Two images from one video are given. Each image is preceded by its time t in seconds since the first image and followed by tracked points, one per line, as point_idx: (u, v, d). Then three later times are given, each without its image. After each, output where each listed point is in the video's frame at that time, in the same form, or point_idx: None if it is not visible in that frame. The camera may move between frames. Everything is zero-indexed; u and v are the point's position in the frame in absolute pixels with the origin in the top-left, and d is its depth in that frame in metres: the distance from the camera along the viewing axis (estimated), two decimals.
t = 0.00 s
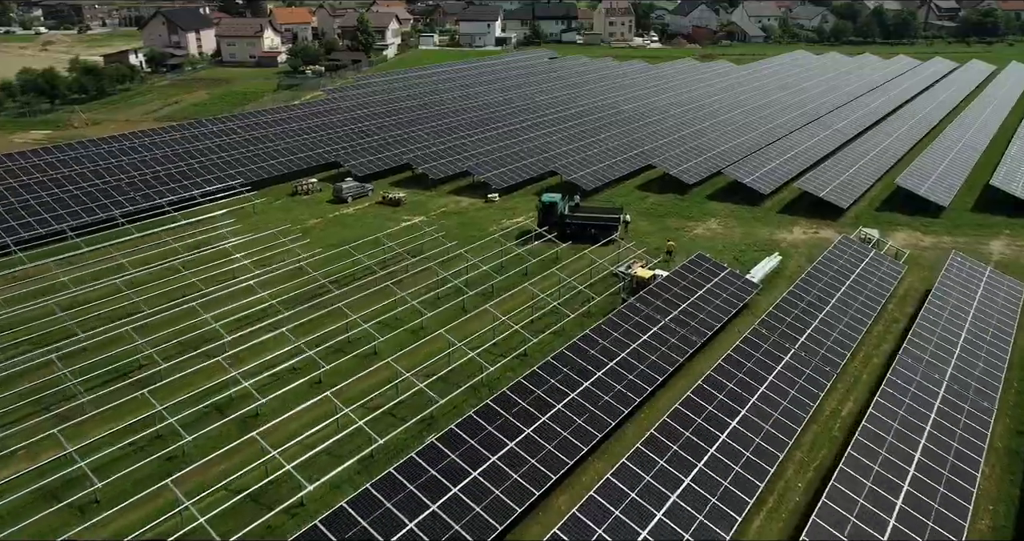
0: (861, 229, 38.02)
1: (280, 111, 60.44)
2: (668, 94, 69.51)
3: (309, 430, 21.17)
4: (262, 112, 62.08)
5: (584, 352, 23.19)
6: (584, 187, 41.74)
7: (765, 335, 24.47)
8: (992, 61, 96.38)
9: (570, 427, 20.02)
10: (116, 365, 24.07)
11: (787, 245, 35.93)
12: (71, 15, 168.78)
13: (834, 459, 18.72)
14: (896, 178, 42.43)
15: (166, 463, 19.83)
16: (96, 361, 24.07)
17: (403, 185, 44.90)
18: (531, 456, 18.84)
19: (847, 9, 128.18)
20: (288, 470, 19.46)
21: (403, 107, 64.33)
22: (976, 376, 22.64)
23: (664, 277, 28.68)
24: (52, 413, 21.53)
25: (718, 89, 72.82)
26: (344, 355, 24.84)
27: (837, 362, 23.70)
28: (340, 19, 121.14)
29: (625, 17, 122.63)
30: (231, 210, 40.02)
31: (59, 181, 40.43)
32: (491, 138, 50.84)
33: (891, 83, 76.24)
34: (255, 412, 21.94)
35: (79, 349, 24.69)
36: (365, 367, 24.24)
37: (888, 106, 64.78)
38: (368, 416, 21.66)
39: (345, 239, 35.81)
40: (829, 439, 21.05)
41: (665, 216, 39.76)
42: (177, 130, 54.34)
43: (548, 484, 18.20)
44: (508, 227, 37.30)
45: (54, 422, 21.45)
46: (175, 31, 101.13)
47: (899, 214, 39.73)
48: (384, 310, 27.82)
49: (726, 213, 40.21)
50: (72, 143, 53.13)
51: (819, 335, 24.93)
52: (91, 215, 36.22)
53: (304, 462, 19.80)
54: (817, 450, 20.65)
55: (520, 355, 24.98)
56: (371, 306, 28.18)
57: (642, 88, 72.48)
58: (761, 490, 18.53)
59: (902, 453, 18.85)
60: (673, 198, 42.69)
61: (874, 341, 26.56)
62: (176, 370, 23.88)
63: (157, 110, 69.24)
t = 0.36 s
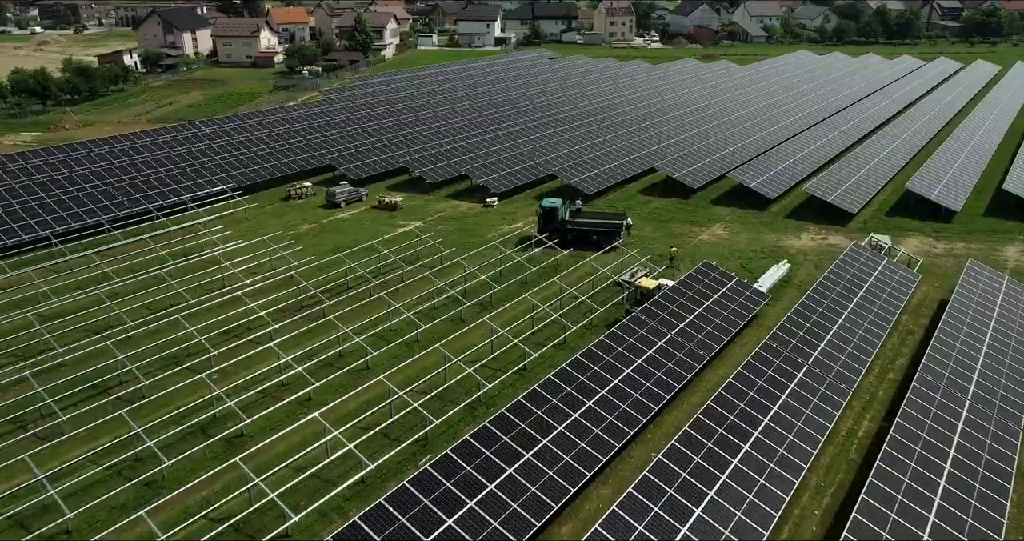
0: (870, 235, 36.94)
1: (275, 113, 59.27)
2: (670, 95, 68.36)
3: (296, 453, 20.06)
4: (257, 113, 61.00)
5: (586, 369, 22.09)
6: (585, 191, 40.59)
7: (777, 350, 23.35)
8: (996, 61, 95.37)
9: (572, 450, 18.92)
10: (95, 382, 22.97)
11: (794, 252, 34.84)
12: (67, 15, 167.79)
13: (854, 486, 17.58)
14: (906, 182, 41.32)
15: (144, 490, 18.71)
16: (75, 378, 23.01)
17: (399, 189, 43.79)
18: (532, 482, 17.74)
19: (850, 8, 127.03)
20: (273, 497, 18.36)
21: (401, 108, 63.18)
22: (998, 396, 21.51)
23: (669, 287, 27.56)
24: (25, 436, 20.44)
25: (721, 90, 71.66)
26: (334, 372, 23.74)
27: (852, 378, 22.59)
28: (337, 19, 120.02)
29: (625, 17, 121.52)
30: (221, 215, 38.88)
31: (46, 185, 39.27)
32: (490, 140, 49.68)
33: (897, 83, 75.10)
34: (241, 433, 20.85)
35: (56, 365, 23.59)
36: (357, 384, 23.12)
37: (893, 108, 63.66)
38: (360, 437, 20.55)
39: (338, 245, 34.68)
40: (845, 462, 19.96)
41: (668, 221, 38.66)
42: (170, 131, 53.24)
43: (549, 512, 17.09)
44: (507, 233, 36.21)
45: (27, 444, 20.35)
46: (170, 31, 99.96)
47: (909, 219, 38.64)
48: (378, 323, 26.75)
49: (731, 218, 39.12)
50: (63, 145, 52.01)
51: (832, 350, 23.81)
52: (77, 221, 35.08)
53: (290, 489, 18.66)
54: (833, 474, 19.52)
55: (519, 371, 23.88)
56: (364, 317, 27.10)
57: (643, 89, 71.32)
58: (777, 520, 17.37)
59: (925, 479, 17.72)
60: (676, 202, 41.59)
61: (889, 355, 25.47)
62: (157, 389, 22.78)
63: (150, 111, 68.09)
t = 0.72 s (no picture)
0: (881, 241, 35.82)
1: (269, 114, 58.06)
2: (672, 96, 67.25)
3: (282, 479, 18.93)
4: (252, 115, 59.85)
5: (590, 388, 20.91)
6: (586, 196, 39.46)
7: (790, 367, 22.22)
8: (1002, 61, 94.31)
9: (575, 477, 17.77)
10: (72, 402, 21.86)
11: (803, 258, 33.74)
12: (63, 15, 166.41)
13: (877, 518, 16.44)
14: (916, 186, 40.20)
15: (118, 519, 17.60)
16: (51, 396, 21.92)
17: (395, 193, 42.68)
18: (533, 513, 16.61)
19: (852, 8, 125.89)
20: (256, 528, 17.24)
21: (398, 109, 62.06)
22: None
23: (675, 298, 26.43)
24: None
25: (724, 91, 70.54)
26: (325, 390, 22.63)
27: (869, 397, 21.46)
28: (335, 19, 118.86)
29: (626, 17, 120.43)
30: (211, 221, 37.76)
31: (31, 189, 38.07)
32: (489, 143, 48.54)
33: (901, 84, 73.94)
34: (224, 456, 19.74)
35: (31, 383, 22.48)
36: (348, 404, 22.05)
37: (900, 110, 62.56)
38: (350, 462, 19.43)
39: (332, 253, 33.56)
40: (864, 488, 18.83)
41: (672, 227, 37.58)
42: (161, 133, 52.12)
43: None
44: (506, 240, 35.09)
45: None
46: (165, 31, 98.76)
47: (920, 225, 37.54)
48: (371, 337, 25.66)
49: (737, 224, 38.02)
50: (52, 148, 50.89)
51: (847, 366, 22.68)
52: (62, 227, 33.91)
53: (274, 519, 17.52)
54: (852, 501, 18.39)
55: (518, 388, 22.77)
56: (356, 331, 26.01)
57: (645, 90, 70.19)
58: None
59: (953, 509, 16.58)
60: (680, 207, 40.49)
61: (905, 370, 24.37)
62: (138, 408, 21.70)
63: (143, 113, 66.89)
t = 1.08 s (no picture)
0: (891, 248, 34.75)
1: (264, 116, 56.92)
2: (675, 97, 66.17)
3: (267, 508, 17.81)
4: (247, 116, 58.71)
5: (593, 408, 19.79)
6: (588, 201, 38.36)
7: (803, 386, 21.12)
8: (1007, 62, 93.25)
9: (579, 508, 16.65)
10: (46, 423, 20.78)
11: (812, 266, 32.67)
12: (59, 14, 165.13)
13: None
14: (927, 191, 39.12)
15: None
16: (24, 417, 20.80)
17: (392, 198, 41.60)
18: None
19: (854, 8, 124.88)
20: None
21: (396, 111, 61.00)
22: None
23: (681, 310, 25.30)
24: None
25: (727, 92, 69.45)
26: (314, 411, 21.49)
27: (888, 417, 20.36)
28: (333, 19, 117.77)
29: (627, 17, 119.40)
30: (201, 226, 36.62)
31: (16, 194, 36.97)
32: (487, 145, 47.45)
33: (907, 85, 72.83)
34: (206, 482, 18.66)
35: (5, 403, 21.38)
36: (338, 425, 20.99)
37: (906, 111, 61.48)
38: (339, 490, 18.32)
39: (325, 260, 32.45)
40: (886, 518, 17.72)
41: (676, 232, 36.50)
42: (154, 135, 51.02)
43: None
44: (505, 247, 34.02)
45: None
46: (160, 30, 97.61)
47: (931, 231, 36.48)
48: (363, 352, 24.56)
49: (743, 230, 36.94)
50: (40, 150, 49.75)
51: (864, 384, 21.59)
52: (47, 234, 32.78)
53: None
54: (873, 533, 17.27)
55: (517, 407, 21.63)
56: (348, 345, 24.95)
57: (647, 91, 69.13)
58: None
59: None
60: (683, 212, 39.44)
61: (924, 386, 23.26)
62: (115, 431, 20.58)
63: (136, 114, 65.74)
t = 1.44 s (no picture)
0: (903, 256, 33.63)
1: (259, 117, 55.78)
2: (677, 98, 65.05)
3: None
4: (241, 117, 57.57)
5: (597, 431, 18.69)
6: (589, 206, 37.25)
7: (819, 406, 20.02)
8: (1012, 62, 92.19)
9: None
10: (18, 447, 19.64)
11: (821, 274, 31.60)
12: (55, 14, 163.87)
13: None
14: (939, 195, 37.99)
15: None
16: None
17: (388, 202, 40.49)
18: None
19: (857, 8, 123.99)
20: None
21: (394, 112, 59.89)
22: None
23: (688, 324, 24.17)
24: None
25: (730, 93, 68.36)
26: (302, 433, 20.39)
27: (909, 440, 19.23)
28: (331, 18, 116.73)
29: (627, 17, 118.32)
30: (190, 233, 35.48)
31: None
32: (486, 148, 46.35)
33: (913, 86, 71.68)
34: (185, 511, 17.53)
35: None
36: (327, 448, 19.89)
37: (912, 113, 60.42)
38: (326, 520, 17.20)
39: (317, 269, 31.35)
40: None
41: (681, 239, 35.42)
42: (145, 137, 49.86)
43: None
44: (505, 254, 32.92)
45: None
46: (155, 30, 96.43)
47: (944, 238, 35.40)
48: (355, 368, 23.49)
49: (749, 236, 35.84)
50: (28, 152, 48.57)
51: (882, 404, 20.48)
52: (29, 241, 31.62)
53: None
54: None
55: (516, 429, 20.52)
56: (340, 361, 23.87)
57: (648, 92, 68.07)
58: None
59: None
60: (688, 217, 38.34)
61: (943, 404, 22.17)
62: (91, 456, 19.45)
63: (129, 116, 64.60)
